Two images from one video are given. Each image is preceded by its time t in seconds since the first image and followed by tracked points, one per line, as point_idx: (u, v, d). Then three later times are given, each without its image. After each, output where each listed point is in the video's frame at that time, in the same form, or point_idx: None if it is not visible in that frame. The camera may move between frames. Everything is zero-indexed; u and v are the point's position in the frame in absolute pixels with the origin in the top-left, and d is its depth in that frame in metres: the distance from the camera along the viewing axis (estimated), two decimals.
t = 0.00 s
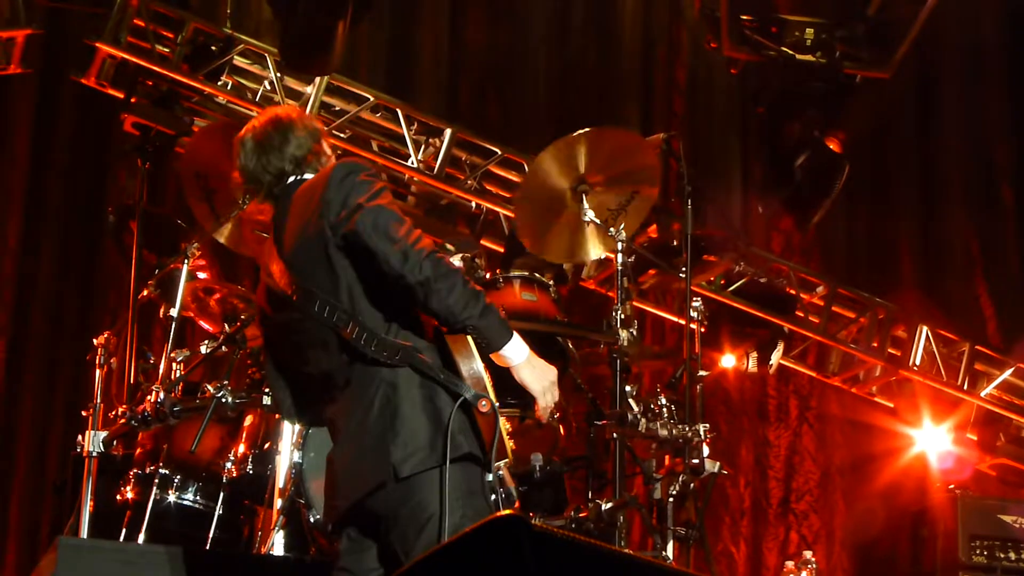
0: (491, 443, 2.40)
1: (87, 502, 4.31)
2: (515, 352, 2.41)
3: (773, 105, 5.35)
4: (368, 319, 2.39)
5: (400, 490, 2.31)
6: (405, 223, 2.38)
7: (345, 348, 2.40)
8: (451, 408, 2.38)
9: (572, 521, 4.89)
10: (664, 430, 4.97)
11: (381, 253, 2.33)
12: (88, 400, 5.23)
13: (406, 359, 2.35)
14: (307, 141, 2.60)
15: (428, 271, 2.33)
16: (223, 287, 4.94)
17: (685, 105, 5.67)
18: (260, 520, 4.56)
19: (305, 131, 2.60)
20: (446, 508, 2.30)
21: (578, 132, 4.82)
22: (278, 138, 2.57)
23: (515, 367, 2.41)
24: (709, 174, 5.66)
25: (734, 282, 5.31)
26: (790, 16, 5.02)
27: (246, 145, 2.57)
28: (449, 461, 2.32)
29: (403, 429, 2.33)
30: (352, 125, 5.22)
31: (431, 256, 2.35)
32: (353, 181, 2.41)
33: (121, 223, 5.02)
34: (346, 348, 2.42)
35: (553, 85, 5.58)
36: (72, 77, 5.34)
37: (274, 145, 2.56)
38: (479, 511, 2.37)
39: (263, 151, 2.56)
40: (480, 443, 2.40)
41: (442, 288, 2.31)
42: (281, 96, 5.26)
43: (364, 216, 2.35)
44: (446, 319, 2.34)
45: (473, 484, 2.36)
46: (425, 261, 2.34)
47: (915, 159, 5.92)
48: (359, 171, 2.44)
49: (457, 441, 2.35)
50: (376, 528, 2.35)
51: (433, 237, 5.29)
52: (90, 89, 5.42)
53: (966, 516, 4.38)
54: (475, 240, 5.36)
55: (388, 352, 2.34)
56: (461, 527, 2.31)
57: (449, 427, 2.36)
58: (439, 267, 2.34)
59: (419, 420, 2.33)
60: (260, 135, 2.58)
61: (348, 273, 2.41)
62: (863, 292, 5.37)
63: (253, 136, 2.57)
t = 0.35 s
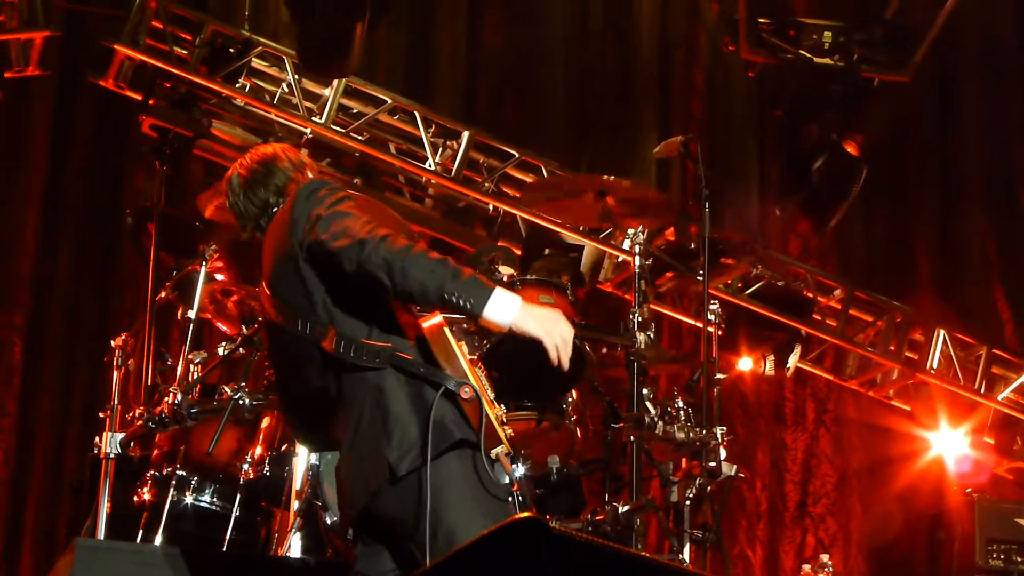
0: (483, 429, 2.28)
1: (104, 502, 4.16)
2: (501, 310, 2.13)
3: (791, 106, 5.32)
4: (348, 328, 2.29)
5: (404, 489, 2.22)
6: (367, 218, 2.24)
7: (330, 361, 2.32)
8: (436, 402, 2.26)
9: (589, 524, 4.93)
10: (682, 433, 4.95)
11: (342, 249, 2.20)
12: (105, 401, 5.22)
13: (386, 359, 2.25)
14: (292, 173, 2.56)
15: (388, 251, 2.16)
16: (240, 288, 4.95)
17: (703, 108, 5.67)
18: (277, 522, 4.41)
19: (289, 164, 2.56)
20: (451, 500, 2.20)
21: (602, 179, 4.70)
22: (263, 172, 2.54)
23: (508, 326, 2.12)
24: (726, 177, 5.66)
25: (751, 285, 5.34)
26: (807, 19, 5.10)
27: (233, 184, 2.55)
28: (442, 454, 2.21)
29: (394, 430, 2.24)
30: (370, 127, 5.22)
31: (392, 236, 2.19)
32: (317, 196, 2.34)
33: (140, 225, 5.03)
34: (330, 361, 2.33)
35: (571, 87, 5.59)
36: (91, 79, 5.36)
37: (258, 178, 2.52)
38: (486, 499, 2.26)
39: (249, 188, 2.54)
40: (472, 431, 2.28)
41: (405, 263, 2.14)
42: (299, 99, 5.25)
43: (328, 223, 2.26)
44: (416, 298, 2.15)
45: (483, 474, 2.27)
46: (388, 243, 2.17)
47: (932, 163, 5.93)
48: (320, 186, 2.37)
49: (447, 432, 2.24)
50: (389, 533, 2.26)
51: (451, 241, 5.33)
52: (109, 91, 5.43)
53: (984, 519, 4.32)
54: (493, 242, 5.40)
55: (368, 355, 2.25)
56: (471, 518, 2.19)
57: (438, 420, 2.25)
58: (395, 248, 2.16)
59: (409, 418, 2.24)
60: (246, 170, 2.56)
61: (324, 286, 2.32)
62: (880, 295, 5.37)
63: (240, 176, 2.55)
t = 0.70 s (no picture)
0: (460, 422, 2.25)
1: (112, 504, 4.14)
2: (436, 253, 2.04)
3: (799, 110, 5.29)
4: (332, 321, 2.29)
5: (385, 482, 2.20)
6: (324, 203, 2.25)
7: (317, 355, 2.31)
8: (416, 395, 2.24)
9: (596, 527, 4.98)
10: (689, 435, 4.94)
11: (305, 233, 2.21)
12: (113, 403, 5.21)
13: (370, 351, 2.24)
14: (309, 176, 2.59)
15: (332, 227, 2.16)
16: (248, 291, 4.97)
17: (710, 109, 5.66)
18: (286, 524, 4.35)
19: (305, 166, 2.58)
20: (430, 494, 2.17)
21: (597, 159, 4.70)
22: (280, 174, 2.58)
23: (444, 269, 2.02)
24: (735, 179, 5.65)
25: (759, 287, 5.37)
26: (814, 21, 5.06)
27: (250, 184, 2.59)
28: (421, 447, 2.19)
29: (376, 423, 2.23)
30: (378, 130, 5.26)
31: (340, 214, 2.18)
32: (298, 193, 2.38)
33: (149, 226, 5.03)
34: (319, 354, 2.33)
35: (579, 90, 5.59)
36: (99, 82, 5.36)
37: (273, 179, 2.56)
38: (468, 496, 2.22)
39: (264, 188, 2.58)
40: (452, 425, 2.26)
41: (349, 233, 2.12)
42: (307, 100, 5.22)
43: (300, 214, 2.29)
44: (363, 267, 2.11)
45: (466, 471, 2.24)
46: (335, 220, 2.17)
47: (941, 166, 5.93)
48: (305, 183, 2.41)
49: (427, 426, 2.22)
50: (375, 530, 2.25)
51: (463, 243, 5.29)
52: (116, 93, 5.43)
53: (991, 521, 4.23)
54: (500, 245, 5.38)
55: (352, 346, 2.24)
56: (450, 514, 2.15)
57: (419, 414, 2.23)
58: (339, 223, 2.17)
59: (390, 410, 2.23)
60: (264, 171, 2.60)
61: (305, 281, 2.31)
62: (888, 298, 5.37)
63: (259, 176, 2.59)
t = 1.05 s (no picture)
0: (427, 427, 2.30)
1: (121, 507, 4.12)
2: (465, 317, 2.21)
3: (806, 110, 5.29)
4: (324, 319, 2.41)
5: (354, 480, 2.32)
6: (350, 213, 2.33)
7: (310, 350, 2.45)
8: (390, 397, 2.32)
9: (605, 528, 4.97)
10: (698, 435, 4.93)
11: (321, 239, 2.33)
12: (121, 406, 5.21)
13: (351, 352, 2.35)
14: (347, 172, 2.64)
15: (358, 246, 2.26)
16: (257, 292, 5.01)
17: (717, 109, 5.65)
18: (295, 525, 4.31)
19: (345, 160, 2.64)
20: (392, 498, 2.25)
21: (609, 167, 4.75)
22: (317, 161, 2.66)
23: (468, 333, 2.20)
24: (742, 180, 5.64)
25: (768, 287, 5.31)
26: (821, 20, 5.09)
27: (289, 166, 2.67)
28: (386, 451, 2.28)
29: (351, 423, 2.34)
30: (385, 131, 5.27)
31: (365, 232, 2.28)
32: (324, 189, 2.45)
33: (156, 229, 5.03)
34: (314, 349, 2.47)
35: (586, 91, 5.58)
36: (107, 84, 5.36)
37: (309, 164, 2.64)
38: (433, 502, 2.26)
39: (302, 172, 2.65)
40: (421, 431, 2.31)
41: (374, 262, 2.23)
42: (315, 103, 5.23)
43: (319, 215, 2.37)
44: (383, 294, 2.24)
45: (433, 477, 2.29)
46: (362, 239, 2.27)
47: (948, 166, 5.92)
48: (331, 181, 2.47)
49: (394, 432, 2.30)
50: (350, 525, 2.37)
51: (468, 245, 5.39)
52: (124, 95, 5.43)
53: (1001, 521, 4.18)
54: (507, 247, 5.39)
55: (335, 345, 2.35)
56: (409, 517, 2.23)
57: (390, 418, 2.31)
58: (363, 244, 2.27)
59: (363, 413, 2.33)
60: (302, 157, 2.67)
61: (311, 279, 2.41)
62: (896, 297, 5.36)
63: (300, 160, 2.65)
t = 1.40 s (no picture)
0: (403, 438, 2.24)
1: (129, 509, 4.12)
2: (464, 385, 2.22)
3: (814, 109, 5.33)
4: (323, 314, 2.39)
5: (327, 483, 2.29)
6: (378, 228, 2.29)
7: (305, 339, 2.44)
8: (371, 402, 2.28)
9: (614, 527, 4.96)
10: (706, 435, 4.94)
11: (344, 243, 2.30)
12: (130, 407, 5.21)
13: (341, 351, 2.31)
14: (391, 167, 2.55)
15: (383, 274, 2.24)
16: (265, 293, 4.94)
17: (726, 109, 5.64)
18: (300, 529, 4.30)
19: (391, 154, 2.56)
20: (361, 507, 2.22)
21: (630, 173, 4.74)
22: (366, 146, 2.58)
23: (458, 400, 2.21)
24: (751, 180, 5.64)
25: (776, 286, 5.33)
26: (830, 20, 5.11)
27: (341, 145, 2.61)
28: (360, 460, 2.23)
29: (331, 425, 2.31)
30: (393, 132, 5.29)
31: (395, 258, 2.26)
32: (355, 181, 2.40)
33: (165, 229, 5.04)
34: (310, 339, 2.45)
35: (595, 91, 5.57)
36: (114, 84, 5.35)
37: (362, 148, 2.56)
38: (401, 516, 2.22)
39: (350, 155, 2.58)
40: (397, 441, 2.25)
41: (402, 297, 2.22)
42: (323, 103, 5.25)
43: (348, 217, 2.32)
44: (402, 327, 2.24)
45: (404, 489, 2.24)
46: (388, 266, 2.25)
47: (957, 167, 5.91)
48: (368, 175, 2.42)
49: (370, 440, 2.25)
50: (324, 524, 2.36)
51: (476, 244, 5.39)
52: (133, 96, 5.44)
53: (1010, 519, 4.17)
54: (516, 247, 5.40)
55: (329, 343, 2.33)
56: (375, 528, 2.20)
57: (369, 425, 2.26)
58: (383, 265, 2.25)
59: (344, 416, 2.29)
60: (355, 141, 2.60)
61: (324, 274, 2.40)
62: (905, 296, 5.36)
63: (351, 144, 2.59)
